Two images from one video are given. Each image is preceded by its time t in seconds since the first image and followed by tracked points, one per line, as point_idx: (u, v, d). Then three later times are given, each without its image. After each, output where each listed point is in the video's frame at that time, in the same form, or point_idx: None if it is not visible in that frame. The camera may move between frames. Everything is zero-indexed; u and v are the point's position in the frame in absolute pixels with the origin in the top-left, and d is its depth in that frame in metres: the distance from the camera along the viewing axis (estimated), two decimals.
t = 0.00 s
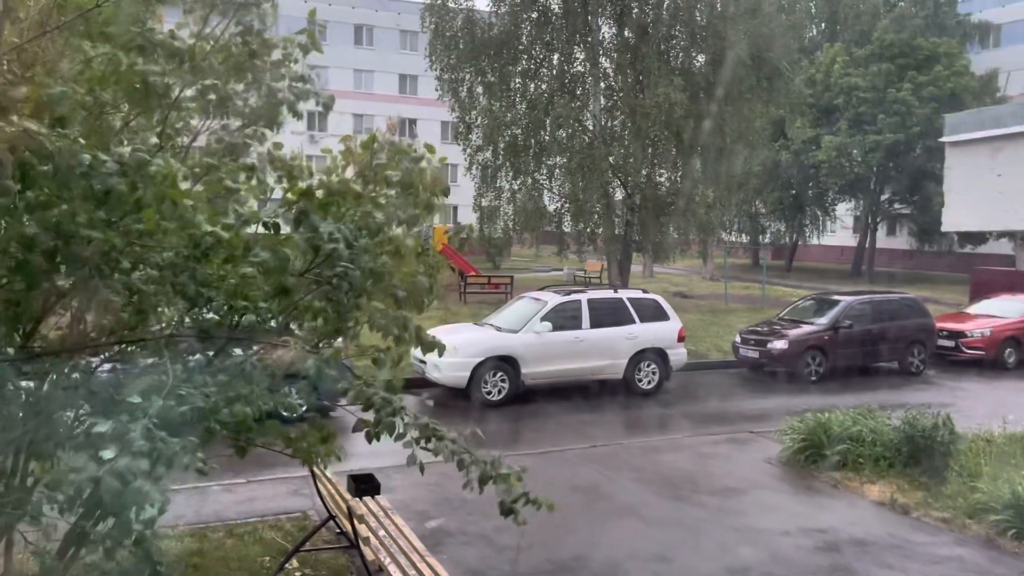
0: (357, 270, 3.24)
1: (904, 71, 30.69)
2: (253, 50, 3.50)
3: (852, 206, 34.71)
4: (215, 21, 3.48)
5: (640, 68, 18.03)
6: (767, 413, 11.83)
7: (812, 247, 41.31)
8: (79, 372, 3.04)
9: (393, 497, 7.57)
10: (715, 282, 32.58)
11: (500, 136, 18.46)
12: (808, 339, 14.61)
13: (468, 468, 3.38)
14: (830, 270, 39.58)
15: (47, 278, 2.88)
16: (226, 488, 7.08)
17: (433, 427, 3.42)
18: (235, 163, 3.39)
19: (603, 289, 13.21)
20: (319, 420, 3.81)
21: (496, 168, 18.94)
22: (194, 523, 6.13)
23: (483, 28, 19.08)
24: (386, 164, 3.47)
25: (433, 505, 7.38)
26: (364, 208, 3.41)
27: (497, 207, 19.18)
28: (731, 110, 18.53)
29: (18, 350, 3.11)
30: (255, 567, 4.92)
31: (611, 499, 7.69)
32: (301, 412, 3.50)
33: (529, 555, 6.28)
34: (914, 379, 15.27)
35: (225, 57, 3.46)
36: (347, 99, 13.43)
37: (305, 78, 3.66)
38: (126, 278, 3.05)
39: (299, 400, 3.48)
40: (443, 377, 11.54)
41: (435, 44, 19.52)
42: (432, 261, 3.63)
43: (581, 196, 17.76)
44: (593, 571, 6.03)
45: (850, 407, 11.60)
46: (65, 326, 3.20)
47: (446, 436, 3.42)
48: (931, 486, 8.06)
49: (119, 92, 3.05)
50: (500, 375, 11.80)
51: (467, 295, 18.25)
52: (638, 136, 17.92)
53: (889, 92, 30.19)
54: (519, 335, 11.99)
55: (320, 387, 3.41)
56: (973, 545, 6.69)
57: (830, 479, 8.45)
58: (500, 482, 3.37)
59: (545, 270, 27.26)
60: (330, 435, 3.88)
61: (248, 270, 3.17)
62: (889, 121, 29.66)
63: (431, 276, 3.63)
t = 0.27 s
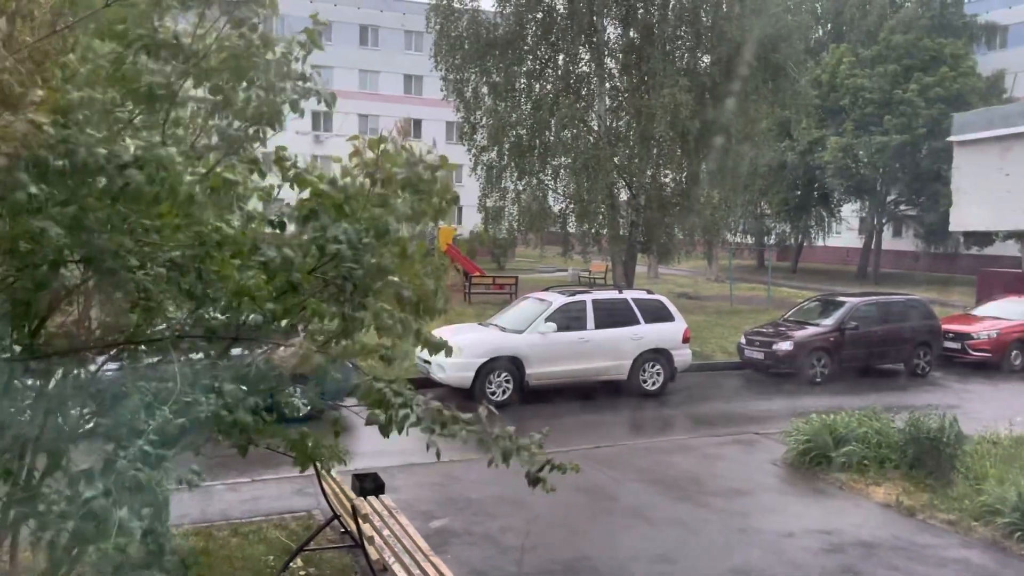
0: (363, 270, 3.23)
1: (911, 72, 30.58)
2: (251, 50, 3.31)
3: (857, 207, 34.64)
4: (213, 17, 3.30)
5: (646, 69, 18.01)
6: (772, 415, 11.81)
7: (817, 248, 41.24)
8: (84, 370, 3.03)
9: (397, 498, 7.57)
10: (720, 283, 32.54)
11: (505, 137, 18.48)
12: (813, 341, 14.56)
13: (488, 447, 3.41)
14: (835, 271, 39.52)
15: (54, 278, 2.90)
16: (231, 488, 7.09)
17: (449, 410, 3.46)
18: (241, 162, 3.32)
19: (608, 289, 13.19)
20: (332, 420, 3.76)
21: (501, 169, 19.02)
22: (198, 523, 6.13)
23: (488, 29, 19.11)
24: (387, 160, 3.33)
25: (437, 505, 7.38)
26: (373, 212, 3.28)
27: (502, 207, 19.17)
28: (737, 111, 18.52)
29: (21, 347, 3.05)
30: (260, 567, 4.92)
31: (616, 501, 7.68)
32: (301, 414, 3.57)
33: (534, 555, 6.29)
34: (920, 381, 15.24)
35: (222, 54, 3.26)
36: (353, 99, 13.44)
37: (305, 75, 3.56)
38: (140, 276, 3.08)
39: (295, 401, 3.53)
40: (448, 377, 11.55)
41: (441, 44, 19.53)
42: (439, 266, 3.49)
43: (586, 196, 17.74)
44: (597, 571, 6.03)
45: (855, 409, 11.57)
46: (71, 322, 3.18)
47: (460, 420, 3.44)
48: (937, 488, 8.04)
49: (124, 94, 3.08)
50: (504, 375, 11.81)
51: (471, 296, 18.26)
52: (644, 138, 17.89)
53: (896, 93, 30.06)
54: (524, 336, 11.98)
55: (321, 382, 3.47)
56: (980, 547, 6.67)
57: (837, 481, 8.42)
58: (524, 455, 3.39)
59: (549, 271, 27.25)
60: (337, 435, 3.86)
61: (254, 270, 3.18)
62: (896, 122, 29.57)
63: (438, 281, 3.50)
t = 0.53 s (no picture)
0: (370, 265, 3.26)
1: (919, 70, 30.53)
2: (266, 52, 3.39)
3: (864, 205, 34.60)
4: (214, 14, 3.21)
5: (653, 67, 18.00)
6: (778, 413, 11.80)
7: (823, 247, 41.18)
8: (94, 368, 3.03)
9: (403, 494, 7.60)
10: (726, 281, 32.52)
11: (511, 134, 18.65)
12: (819, 339, 14.55)
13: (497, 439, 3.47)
14: (841, 270, 39.47)
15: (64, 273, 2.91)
16: (238, 483, 7.12)
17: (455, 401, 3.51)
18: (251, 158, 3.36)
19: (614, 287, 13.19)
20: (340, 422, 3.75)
21: (508, 166, 19.08)
22: (206, 518, 6.17)
23: (495, 27, 19.16)
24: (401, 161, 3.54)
25: (444, 502, 7.40)
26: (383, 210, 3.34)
27: (508, 204, 19.26)
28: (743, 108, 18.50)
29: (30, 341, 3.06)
30: (267, 562, 4.93)
31: (622, 498, 7.69)
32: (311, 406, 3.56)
33: (540, 552, 6.31)
34: (926, 379, 15.21)
35: (245, 59, 3.36)
36: (359, 97, 13.47)
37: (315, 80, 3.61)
38: (163, 276, 3.06)
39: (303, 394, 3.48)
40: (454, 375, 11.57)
41: (448, 41, 19.81)
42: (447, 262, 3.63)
43: (592, 194, 17.74)
44: (602, 569, 6.03)
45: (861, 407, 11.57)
46: (79, 316, 3.26)
47: (468, 411, 3.49)
48: (943, 487, 8.04)
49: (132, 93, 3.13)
50: (510, 373, 11.81)
51: (477, 293, 18.28)
52: (651, 137, 17.84)
53: (904, 91, 30.02)
54: (530, 333, 12.00)
55: (331, 381, 3.40)
56: (985, 546, 6.67)
57: (843, 479, 8.42)
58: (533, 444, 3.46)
59: (555, 269, 27.26)
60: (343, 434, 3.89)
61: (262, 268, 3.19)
62: (903, 120, 29.48)
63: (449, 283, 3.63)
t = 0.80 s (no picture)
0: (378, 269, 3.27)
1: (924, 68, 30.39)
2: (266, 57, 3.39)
3: (868, 203, 34.49)
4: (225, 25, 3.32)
5: (656, 64, 17.99)
6: (781, 411, 11.80)
7: (827, 245, 41.10)
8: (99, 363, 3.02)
9: (407, 491, 7.61)
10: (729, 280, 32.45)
11: (514, 132, 18.57)
12: (823, 337, 14.54)
13: (498, 446, 3.56)
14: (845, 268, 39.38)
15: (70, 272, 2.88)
16: (242, 480, 7.13)
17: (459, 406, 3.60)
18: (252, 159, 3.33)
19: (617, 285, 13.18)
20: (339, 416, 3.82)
21: (511, 164, 19.03)
22: (209, 515, 6.18)
23: (498, 24, 19.13)
24: (406, 162, 3.53)
25: (446, 499, 7.41)
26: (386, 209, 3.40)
27: (511, 202, 19.07)
28: (748, 106, 18.45)
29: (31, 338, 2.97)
30: (270, 558, 4.94)
31: (625, 496, 7.69)
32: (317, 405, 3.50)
33: (543, 549, 6.32)
34: (930, 378, 15.19)
35: (252, 62, 3.37)
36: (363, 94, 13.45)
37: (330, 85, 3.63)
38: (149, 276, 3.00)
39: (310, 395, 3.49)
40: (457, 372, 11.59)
41: (450, 39, 19.71)
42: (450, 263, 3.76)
43: (596, 192, 17.73)
44: (605, 566, 6.03)
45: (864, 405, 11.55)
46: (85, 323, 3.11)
47: (472, 417, 3.57)
48: (946, 485, 8.03)
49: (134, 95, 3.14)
50: (513, 371, 11.80)
51: (480, 290, 18.26)
52: (655, 135, 17.82)
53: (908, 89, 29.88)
54: (533, 331, 12.01)
55: (337, 380, 3.45)
56: (988, 545, 6.67)
57: (845, 477, 8.42)
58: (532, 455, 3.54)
59: (558, 267, 27.23)
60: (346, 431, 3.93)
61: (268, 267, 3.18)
62: (908, 118, 29.34)
63: (453, 283, 3.78)
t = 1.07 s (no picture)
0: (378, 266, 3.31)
1: (928, 65, 30.29)
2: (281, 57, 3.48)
3: (872, 201, 34.46)
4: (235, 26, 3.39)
5: (660, 62, 17.99)
6: (784, 408, 11.80)
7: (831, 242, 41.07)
8: (107, 361, 3.05)
9: (410, 487, 7.63)
10: (733, 277, 32.42)
11: (517, 129, 18.59)
12: (826, 335, 14.53)
13: (496, 445, 3.60)
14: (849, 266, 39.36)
15: (72, 265, 2.96)
16: (245, 477, 7.15)
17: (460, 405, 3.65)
18: (257, 155, 3.32)
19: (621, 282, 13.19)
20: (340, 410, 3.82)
21: (515, 160, 19.00)
22: (213, 511, 6.19)
23: (503, 21, 19.13)
24: (409, 157, 3.46)
25: (450, 496, 7.42)
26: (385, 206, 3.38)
27: (515, 199, 19.14)
28: (752, 103, 18.41)
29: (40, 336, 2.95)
30: (273, 555, 4.95)
31: (628, 493, 7.68)
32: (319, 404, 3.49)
33: (546, 546, 6.33)
34: (934, 376, 15.19)
35: (261, 62, 3.47)
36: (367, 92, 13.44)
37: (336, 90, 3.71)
38: (154, 272, 3.11)
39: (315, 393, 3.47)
40: (461, 369, 11.61)
41: (455, 35, 19.83)
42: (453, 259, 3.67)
43: (600, 189, 17.68)
44: (607, 564, 6.03)
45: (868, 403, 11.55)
46: (90, 314, 3.23)
47: (473, 417, 3.61)
48: (950, 483, 8.03)
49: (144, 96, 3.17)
50: (517, 368, 11.83)
51: (484, 288, 18.27)
52: (659, 132, 17.87)
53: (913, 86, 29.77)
54: (536, 328, 12.03)
55: (338, 380, 3.37)
56: (992, 542, 6.67)
57: (848, 475, 8.42)
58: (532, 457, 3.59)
59: (561, 265, 27.22)
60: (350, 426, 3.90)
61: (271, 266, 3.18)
62: (912, 115, 29.29)
63: (455, 278, 3.72)
